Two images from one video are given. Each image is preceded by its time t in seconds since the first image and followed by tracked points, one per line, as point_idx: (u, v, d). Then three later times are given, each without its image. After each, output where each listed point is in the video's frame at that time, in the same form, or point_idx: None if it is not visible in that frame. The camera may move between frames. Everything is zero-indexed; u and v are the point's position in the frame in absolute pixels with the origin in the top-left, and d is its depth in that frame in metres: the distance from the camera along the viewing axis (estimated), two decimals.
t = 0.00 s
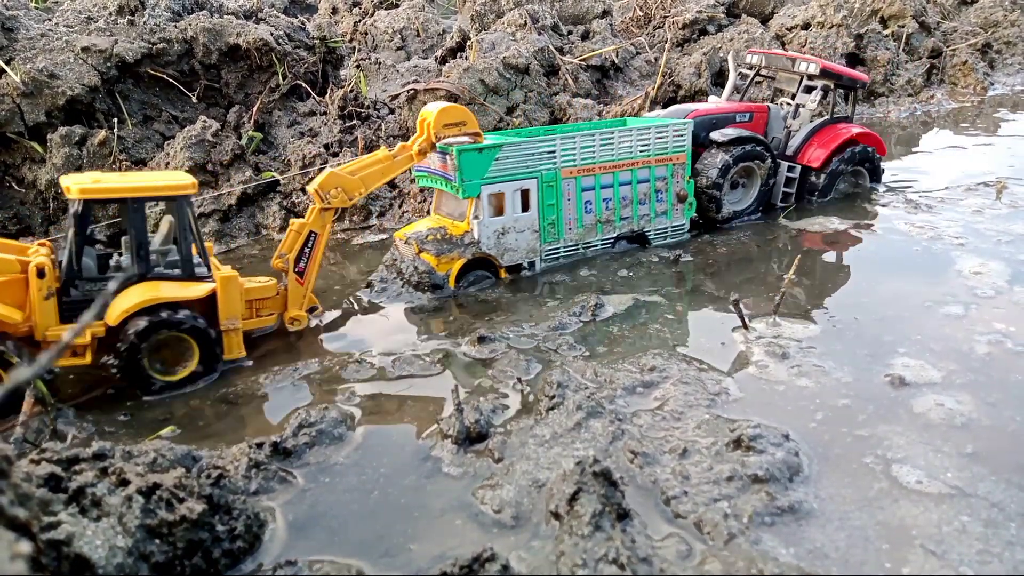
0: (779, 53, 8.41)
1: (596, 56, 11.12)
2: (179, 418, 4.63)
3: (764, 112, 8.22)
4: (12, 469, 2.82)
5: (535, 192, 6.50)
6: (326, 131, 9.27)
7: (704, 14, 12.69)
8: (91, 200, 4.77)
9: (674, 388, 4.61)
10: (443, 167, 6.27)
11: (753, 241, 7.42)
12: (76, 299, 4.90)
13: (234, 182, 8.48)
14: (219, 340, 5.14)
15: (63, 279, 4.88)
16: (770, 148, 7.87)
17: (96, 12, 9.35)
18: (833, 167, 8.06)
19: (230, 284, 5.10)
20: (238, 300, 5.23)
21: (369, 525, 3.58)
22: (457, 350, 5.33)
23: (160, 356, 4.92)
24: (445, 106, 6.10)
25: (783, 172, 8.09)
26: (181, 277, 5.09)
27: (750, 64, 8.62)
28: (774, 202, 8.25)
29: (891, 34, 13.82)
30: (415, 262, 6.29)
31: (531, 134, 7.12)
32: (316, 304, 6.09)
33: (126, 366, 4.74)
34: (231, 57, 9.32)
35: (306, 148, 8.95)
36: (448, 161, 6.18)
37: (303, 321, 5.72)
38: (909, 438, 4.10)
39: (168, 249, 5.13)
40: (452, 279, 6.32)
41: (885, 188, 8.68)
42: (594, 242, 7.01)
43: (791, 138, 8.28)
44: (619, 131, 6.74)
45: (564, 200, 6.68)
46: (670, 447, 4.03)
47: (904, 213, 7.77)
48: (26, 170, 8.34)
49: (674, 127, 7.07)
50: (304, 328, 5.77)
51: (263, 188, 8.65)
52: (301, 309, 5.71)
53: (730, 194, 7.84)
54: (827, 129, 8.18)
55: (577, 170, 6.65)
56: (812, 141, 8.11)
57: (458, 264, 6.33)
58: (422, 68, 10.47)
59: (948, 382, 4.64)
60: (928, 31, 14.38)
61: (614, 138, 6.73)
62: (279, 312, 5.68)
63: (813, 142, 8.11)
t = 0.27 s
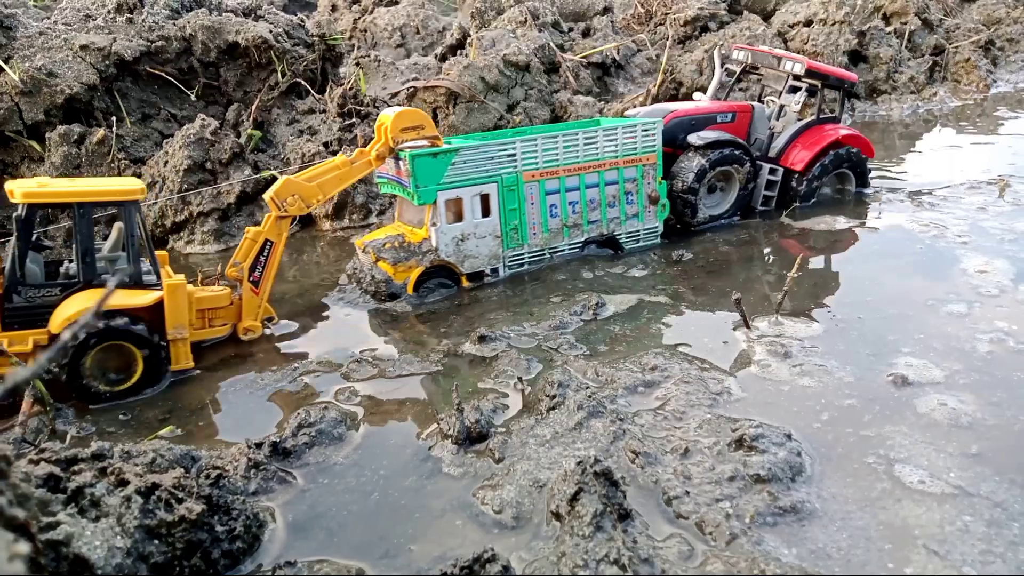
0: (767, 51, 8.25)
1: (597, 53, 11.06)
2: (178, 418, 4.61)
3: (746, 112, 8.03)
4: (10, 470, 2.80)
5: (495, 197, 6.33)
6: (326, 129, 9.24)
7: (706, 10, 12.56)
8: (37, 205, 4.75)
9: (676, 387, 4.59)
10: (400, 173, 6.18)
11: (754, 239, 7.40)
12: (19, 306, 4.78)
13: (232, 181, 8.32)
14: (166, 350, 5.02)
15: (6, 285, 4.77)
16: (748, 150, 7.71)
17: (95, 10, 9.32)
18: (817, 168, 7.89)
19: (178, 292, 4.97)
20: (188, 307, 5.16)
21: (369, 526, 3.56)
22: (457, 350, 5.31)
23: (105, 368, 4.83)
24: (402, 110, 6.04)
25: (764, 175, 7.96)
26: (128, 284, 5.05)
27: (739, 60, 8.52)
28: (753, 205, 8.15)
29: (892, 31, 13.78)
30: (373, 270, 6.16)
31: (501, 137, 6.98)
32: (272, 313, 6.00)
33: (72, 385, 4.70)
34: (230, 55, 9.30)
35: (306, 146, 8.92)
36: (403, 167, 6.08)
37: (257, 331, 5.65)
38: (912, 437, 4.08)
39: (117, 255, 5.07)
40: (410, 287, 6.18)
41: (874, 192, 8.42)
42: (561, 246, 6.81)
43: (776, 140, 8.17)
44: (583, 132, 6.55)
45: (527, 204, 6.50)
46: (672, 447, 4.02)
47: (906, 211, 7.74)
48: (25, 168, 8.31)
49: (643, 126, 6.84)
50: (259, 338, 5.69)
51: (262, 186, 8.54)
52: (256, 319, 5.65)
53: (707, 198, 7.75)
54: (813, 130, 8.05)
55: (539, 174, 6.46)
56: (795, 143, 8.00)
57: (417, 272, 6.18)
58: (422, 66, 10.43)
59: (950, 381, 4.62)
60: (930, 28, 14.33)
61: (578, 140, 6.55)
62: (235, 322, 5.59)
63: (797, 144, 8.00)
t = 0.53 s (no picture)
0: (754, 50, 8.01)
1: (597, 52, 11.05)
2: (178, 418, 4.60)
3: (730, 114, 7.90)
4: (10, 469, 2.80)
5: (465, 202, 6.17)
6: (325, 127, 9.23)
7: (706, 9, 12.55)
8: None
9: (676, 386, 4.59)
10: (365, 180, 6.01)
11: (753, 237, 7.39)
12: None
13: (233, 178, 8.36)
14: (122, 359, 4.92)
15: None
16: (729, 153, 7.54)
17: (94, 9, 9.32)
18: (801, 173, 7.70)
19: (133, 300, 4.87)
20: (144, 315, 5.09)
21: (369, 525, 3.55)
22: (456, 348, 5.31)
23: (60, 379, 4.68)
24: (369, 114, 5.83)
25: (746, 178, 7.76)
26: (81, 292, 4.95)
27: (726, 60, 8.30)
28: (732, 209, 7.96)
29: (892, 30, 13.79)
30: (341, 279, 6.05)
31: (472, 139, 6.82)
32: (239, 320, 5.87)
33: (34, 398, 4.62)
34: (229, 53, 9.29)
35: (305, 144, 8.90)
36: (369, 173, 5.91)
37: (219, 339, 5.50)
38: (911, 436, 4.08)
39: (72, 262, 5.06)
40: (378, 296, 6.07)
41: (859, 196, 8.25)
42: (535, 250, 6.67)
43: (759, 143, 7.98)
44: (554, 135, 6.38)
45: (498, 208, 6.35)
46: (672, 446, 4.01)
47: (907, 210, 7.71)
48: (25, 168, 8.31)
49: (617, 125, 6.66)
50: (221, 346, 5.55)
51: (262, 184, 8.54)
52: (218, 326, 5.51)
53: (684, 202, 7.62)
54: (798, 134, 7.87)
55: (510, 177, 6.30)
56: (779, 147, 7.82)
57: (385, 281, 6.07)
58: (422, 64, 10.42)
59: (950, 380, 4.61)
60: (930, 27, 14.33)
61: (549, 143, 6.38)
62: (196, 329, 5.45)
63: (780, 148, 7.81)
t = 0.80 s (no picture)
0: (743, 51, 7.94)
1: (597, 51, 11.05)
2: (178, 418, 4.60)
3: (718, 115, 7.74)
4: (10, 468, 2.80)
5: (446, 205, 6.08)
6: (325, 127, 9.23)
7: (706, 8, 12.56)
8: None
9: (676, 386, 4.59)
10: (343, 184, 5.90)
11: (754, 237, 7.38)
12: None
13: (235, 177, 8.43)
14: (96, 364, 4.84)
15: None
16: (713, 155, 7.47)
17: (94, 8, 9.33)
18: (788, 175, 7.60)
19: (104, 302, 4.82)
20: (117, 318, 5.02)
21: (369, 525, 3.55)
22: (456, 348, 5.30)
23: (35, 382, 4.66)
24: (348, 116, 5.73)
25: (731, 181, 7.70)
26: (52, 295, 4.88)
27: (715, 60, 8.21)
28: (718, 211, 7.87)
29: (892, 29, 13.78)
30: (322, 287, 5.91)
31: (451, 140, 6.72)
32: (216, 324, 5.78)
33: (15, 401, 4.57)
34: (229, 53, 9.29)
35: (305, 144, 8.89)
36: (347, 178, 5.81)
37: (195, 343, 5.41)
38: (912, 436, 4.07)
39: (44, 266, 4.93)
40: (361, 302, 5.93)
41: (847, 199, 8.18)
42: (518, 252, 6.60)
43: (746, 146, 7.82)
44: (534, 135, 6.32)
45: (480, 211, 6.27)
46: (672, 445, 4.01)
47: (908, 209, 7.70)
48: (24, 167, 8.31)
49: (597, 124, 6.63)
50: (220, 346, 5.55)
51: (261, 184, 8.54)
52: (194, 329, 5.40)
53: (667, 203, 7.51)
54: (787, 136, 7.75)
55: (490, 179, 6.23)
56: (767, 149, 7.70)
57: (367, 286, 5.93)
58: (422, 64, 10.41)
59: (951, 380, 4.61)
60: (931, 26, 14.33)
61: (529, 143, 6.31)
62: (172, 332, 5.35)
63: (769, 149, 7.69)
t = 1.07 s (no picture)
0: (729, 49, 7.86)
1: (597, 50, 11.05)
2: (178, 417, 4.59)
3: (704, 114, 7.63)
4: (9, 468, 2.80)
5: (427, 205, 5.98)
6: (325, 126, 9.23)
7: (705, 7, 12.57)
8: None
9: (676, 385, 4.59)
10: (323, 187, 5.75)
11: (754, 236, 7.37)
12: None
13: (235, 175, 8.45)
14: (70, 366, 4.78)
15: None
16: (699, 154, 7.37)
17: (94, 7, 9.33)
18: (777, 174, 7.50)
19: (79, 302, 4.80)
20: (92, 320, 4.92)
21: (370, 524, 3.55)
22: (456, 348, 5.30)
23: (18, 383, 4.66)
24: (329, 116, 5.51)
25: (718, 180, 7.64)
26: (27, 297, 4.88)
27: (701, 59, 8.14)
28: (705, 211, 7.78)
29: (892, 28, 13.77)
30: (304, 291, 5.82)
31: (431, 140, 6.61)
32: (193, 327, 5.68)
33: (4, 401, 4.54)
34: (229, 52, 9.30)
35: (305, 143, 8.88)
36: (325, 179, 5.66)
37: (172, 346, 5.31)
38: (912, 436, 4.07)
39: (18, 266, 4.88)
40: (343, 305, 5.84)
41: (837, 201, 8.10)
42: (502, 252, 6.48)
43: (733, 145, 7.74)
44: (516, 134, 6.22)
45: (462, 210, 6.15)
46: (672, 445, 4.01)
47: (908, 209, 7.68)
48: (24, 166, 8.29)
49: (579, 121, 6.53)
50: (220, 346, 5.54)
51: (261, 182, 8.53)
52: (172, 332, 5.30)
53: (651, 201, 7.44)
54: (775, 135, 7.66)
55: (472, 178, 6.11)
56: (756, 147, 7.60)
57: (349, 289, 5.83)
58: (422, 63, 10.39)
59: (951, 380, 4.61)
60: (931, 25, 14.33)
61: (511, 142, 6.22)
62: (150, 335, 5.26)
63: (757, 148, 7.60)
